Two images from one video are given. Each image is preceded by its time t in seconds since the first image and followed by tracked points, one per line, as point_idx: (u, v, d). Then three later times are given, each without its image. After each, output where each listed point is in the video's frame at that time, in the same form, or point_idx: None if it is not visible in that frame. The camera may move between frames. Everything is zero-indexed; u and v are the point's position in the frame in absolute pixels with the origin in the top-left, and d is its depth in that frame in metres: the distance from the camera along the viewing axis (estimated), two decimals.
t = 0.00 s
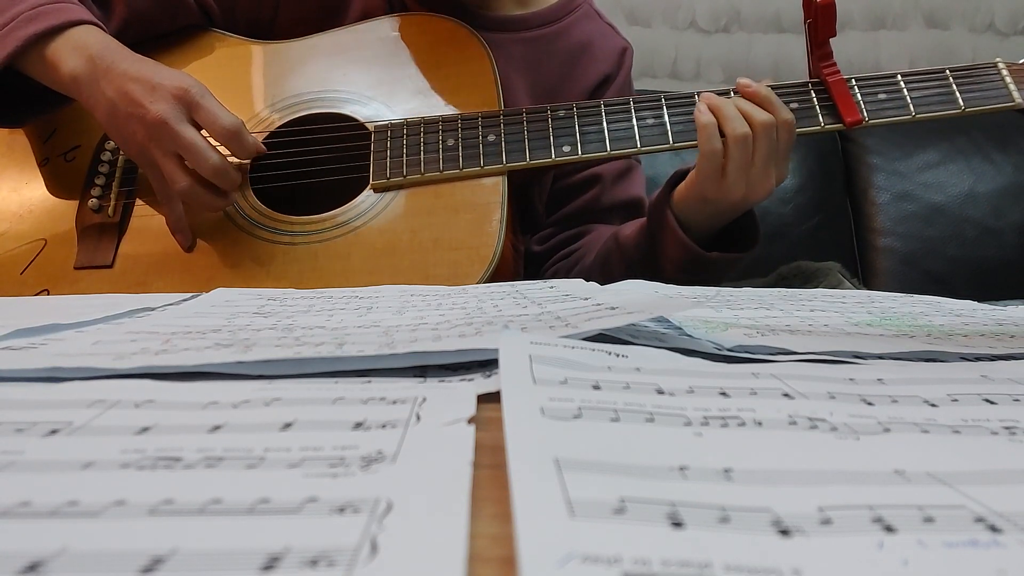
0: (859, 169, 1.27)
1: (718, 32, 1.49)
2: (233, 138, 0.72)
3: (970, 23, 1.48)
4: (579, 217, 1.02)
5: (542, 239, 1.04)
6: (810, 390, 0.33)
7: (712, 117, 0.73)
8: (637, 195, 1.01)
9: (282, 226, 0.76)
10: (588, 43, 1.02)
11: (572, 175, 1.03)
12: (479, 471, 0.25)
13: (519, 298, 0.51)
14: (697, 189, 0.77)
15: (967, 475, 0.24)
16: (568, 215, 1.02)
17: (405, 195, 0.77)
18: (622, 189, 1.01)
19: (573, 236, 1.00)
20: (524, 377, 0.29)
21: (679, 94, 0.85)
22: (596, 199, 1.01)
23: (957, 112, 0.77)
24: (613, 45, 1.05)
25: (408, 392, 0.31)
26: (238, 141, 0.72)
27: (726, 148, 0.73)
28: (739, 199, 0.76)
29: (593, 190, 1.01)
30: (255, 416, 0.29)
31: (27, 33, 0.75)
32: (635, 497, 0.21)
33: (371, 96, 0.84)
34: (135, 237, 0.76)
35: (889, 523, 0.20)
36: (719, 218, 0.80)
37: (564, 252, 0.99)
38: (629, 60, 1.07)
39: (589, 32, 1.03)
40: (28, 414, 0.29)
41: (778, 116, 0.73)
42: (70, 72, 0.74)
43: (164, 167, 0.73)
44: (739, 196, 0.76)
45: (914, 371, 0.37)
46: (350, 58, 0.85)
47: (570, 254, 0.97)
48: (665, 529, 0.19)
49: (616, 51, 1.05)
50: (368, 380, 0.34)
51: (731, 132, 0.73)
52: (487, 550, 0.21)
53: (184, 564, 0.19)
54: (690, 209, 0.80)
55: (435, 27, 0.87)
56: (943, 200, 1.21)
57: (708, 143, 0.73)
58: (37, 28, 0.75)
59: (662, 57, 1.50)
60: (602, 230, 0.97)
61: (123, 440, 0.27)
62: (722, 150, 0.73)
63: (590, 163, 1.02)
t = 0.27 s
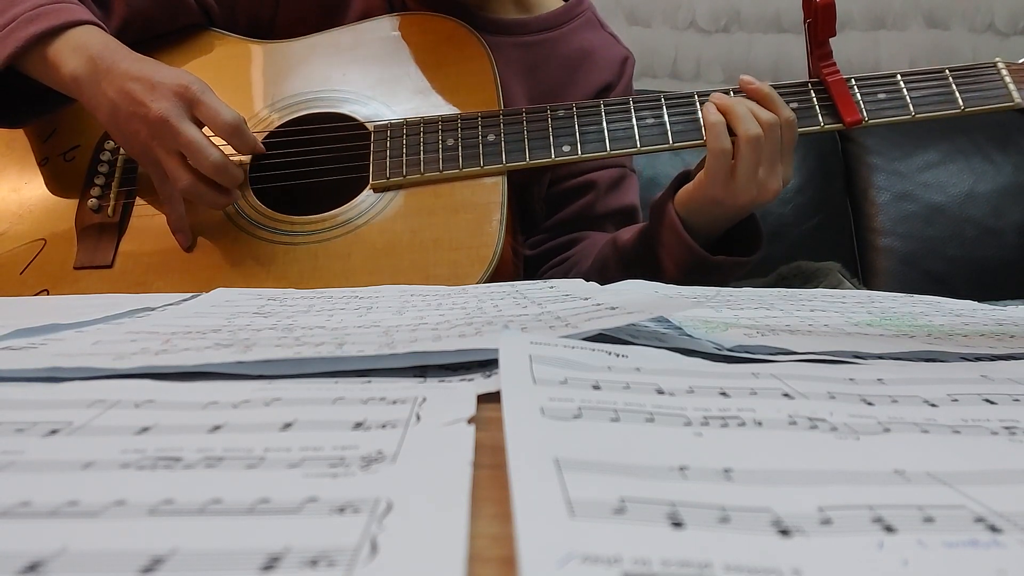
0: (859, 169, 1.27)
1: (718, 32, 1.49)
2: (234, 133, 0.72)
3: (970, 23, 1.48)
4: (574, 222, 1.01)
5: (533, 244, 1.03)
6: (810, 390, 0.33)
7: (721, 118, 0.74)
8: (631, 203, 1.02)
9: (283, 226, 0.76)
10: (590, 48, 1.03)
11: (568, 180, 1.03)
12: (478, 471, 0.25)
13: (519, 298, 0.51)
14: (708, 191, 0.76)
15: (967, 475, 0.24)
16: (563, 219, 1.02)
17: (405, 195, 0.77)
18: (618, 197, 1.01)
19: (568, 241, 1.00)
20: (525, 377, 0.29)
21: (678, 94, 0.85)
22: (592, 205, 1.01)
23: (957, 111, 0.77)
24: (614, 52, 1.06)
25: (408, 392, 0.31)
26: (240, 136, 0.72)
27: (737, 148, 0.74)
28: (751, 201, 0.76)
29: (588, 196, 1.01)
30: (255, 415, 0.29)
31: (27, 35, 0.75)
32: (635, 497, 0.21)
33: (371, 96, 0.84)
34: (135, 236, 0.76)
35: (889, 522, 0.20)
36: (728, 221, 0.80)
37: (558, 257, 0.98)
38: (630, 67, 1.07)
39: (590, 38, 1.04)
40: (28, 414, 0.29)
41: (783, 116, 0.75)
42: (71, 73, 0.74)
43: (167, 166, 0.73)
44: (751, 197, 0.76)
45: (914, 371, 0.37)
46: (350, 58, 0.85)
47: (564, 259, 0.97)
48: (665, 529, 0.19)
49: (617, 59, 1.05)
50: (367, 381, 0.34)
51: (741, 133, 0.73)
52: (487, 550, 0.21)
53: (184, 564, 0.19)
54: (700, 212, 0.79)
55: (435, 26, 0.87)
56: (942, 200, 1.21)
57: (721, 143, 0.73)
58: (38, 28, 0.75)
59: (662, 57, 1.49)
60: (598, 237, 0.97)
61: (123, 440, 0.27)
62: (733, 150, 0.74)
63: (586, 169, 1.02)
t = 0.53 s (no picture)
0: (859, 169, 1.27)
1: (718, 32, 1.49)
2: (224, 130, 0.71)
3: (970, 23, 1.48)
4: (572, 224, 1.02)
5: (532, 244, 1.03)
6: (810, 390, 0.33)
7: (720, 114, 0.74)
8: (629, 206, 1.03)
9: (282, 226, 0.76)
10: (590, 50, 1.03)
11: (566, 181, 1.03)
12: (479, 471, 0.25)
13: (519, 298, 0.51)
14: (709, 189, 0.76)
15: (967, 474, 0.24)
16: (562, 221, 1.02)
17: (404, 194, 0.77)
18: (616, 200, 1.02)
19: (567, 242, 1.00)
20: (525, 377, 0.29)
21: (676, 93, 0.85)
22: (591, 206, 1.01)
23: (958, 109, 0.77)
24: (614, 54, 1.06)
25: (408, 392, 0.31)
26: (230, 132, 0.72)
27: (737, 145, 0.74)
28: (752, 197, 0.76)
29: (587, 197, 1.02)
30: (255, 415, 0.29)
31: (22, 36, 0.75)
32: (636, 498, 0.21)
33: (370, 95, 0.84)
34: (134, 237, 0.76)
35: (889, 523, 0.20)
36: (729, 217, 0.80)
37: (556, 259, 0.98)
38: (630, 70, 1.08)
39: (590, 39, 1.05)
40: (28, 414, 0.29)
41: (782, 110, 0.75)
42: (65, 76, 0.74)
43: (161, 167, 0.73)
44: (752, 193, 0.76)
45: (915, 371, 0.37)
46: (349, 57, 0.85)
47: (563, 261, 0.97)
48: (665, 530, 0.19)
49: (617, 60, 1.06)
50: (368, 381, 0.34)
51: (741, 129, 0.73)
52: (487, 550, 0.21)
53: (184, 564, 0.19)
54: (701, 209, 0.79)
55: (434, 25, 0.87)
56: (943, 200, 1.21)
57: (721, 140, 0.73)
58: (36, 29, 0.75)
59: (662, 56, 1.49)
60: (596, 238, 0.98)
61: (123, 440, 0.27)
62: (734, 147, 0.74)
63: (585, 170, 1.03)
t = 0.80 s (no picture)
0: (859, 169, 1.27)
1: (718, 32, 1.49)
2: (227, 127, 0.71)
3: (970, 23, 1.48)
4: (568, 228, 1.01)
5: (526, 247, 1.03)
6: (810, 390, 0.33)
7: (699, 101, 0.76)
8: (624, 213, 1.01)
9: (281, 226, 0.76)
10: (587, 54, 1.03)
11: (563, 184, 1.03)
12: (479, 471, 0.25)
13: (519, 298, 0.51)
14: (700, 179, 0.76)
15: (966, 474, 0.24)
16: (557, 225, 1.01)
17: (404, 194, 0.77)
18: (610, 207, 1.01)
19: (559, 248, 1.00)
20: (524, 377, 0.29)
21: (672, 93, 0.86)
22: (584, 212, 1.01)
23: (957, 108, 0.77)
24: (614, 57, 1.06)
25: (408, 392, 0.31)
26: (233, 129, 0.71)
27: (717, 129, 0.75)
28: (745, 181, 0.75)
29: (581, 202, 1.01)
30: (255, 415, 0.29)
31: (23, 35, 0.75)
32: (635, 497, 0.21)
33: (369, 95, 0.84)
34: (133, 237, 0.76)
35: (889, 522, 0.20)
36: (729, 209, 0.79)
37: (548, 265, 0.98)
38: (630, 76, 1.07)
39: (589, 42, 1.05)
40: (28, 414, 0.29)
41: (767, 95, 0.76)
42: (68, 74, 0.74)
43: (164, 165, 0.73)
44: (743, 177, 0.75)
45: (914, 371, 0.37)
46: (348, 57, 0.85)
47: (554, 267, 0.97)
48: (665, 529, 0.19)
49: (618, 62, 1.06)
50: (367, 381, 0.34)
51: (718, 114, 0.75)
52: (488, 550, 0.21)
53: (184, 564, 0.19)
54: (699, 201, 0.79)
55: (434, 24, 0.87)
56: (942, 200, 1.21)
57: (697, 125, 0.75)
58: (35, 29, 0.75)
59: (662, 56, 1.49)
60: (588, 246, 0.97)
61: (123, 440, 0.27)
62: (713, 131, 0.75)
63: (582, 174, 1.02)
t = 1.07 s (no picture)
0: (859, 169, 1.27)
1: (718, 31, 1.49)
2: (238, 124, 0.71)
3: (970, 23, 1.48)
4: (560, 228, 1.01)
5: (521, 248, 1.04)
6: (810, 389, 0.33)
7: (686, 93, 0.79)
8: (614, 217, 1.02)
9: (280, 226, 0.76)
10: (586, 58, 1.03)
11: (557, 185, 1.03)
12: (479, 471, 0.25)
13: (519, 298, 0.51)
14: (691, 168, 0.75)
15: (966, 474, 0.24)
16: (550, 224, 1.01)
17: (404, 194, 0.77)
18: (601, 211, 1.02)
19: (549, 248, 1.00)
20: (524, 377, 0.29)
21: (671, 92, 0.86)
22: (575, 213, 1.01)
23: (956, 107, 0.77)
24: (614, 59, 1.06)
25: (408, 392, 0.31)
26: (244, 127, 0.71)
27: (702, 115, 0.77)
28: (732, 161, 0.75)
29: (573, 203, 1.02)
30: (255, 415, 0.29)
31: (27, 33, 0.75)
32: (635, 497, 0.21)
33: (369, 94, 0.84)
34: (132, 237, 0.76)
35: (889, 523, 0.20)
36: (723, 198, 0.77)
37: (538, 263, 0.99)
38: (630, 81, 1.07)
39: (589, 44, 1.05)
40: (29, 414, 0.29)
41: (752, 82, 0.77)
42: (73, 72, 0.74)
43: (171, 162, 0.73)
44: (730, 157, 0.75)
45: (914, 371, 0.37)
46: (348, 56, 0.85)
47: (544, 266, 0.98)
48: (665, 529, 0.19)
49: (617, 65, 1.06)
50: (367, 381, 0.34)
51: (703, 102, 0.77)
52: (488, 550, 0.21)
53: (184, 564, 0.19)
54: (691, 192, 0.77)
55: (434, 22, 0.87)
56: (942, 200, 1.21)
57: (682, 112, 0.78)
58: (37, 28, 0.75)
59: (662, 56, 1.49)
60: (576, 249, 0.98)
61: (123, 440, 0.27)
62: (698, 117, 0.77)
63: (576, 175, 1.04)
